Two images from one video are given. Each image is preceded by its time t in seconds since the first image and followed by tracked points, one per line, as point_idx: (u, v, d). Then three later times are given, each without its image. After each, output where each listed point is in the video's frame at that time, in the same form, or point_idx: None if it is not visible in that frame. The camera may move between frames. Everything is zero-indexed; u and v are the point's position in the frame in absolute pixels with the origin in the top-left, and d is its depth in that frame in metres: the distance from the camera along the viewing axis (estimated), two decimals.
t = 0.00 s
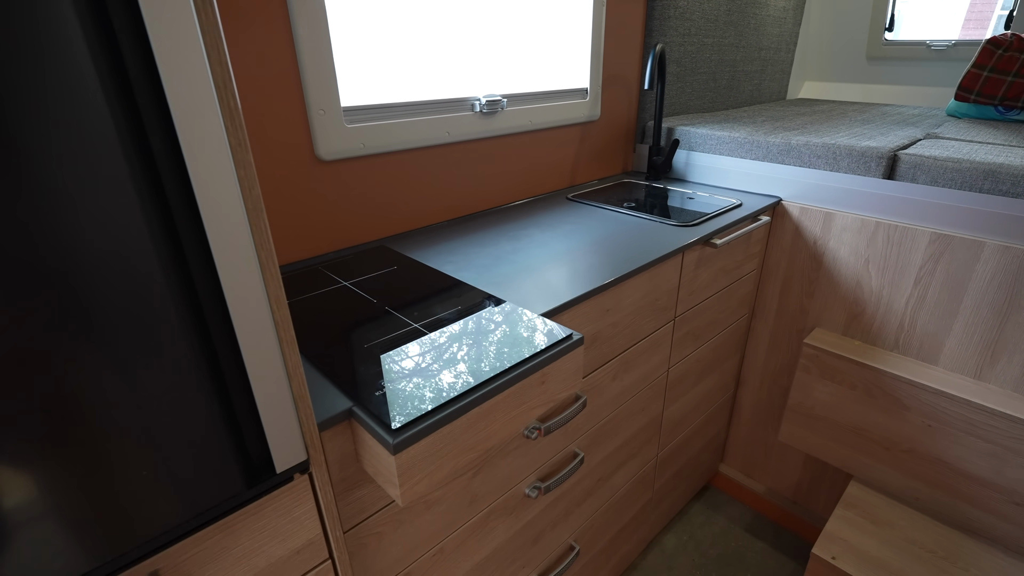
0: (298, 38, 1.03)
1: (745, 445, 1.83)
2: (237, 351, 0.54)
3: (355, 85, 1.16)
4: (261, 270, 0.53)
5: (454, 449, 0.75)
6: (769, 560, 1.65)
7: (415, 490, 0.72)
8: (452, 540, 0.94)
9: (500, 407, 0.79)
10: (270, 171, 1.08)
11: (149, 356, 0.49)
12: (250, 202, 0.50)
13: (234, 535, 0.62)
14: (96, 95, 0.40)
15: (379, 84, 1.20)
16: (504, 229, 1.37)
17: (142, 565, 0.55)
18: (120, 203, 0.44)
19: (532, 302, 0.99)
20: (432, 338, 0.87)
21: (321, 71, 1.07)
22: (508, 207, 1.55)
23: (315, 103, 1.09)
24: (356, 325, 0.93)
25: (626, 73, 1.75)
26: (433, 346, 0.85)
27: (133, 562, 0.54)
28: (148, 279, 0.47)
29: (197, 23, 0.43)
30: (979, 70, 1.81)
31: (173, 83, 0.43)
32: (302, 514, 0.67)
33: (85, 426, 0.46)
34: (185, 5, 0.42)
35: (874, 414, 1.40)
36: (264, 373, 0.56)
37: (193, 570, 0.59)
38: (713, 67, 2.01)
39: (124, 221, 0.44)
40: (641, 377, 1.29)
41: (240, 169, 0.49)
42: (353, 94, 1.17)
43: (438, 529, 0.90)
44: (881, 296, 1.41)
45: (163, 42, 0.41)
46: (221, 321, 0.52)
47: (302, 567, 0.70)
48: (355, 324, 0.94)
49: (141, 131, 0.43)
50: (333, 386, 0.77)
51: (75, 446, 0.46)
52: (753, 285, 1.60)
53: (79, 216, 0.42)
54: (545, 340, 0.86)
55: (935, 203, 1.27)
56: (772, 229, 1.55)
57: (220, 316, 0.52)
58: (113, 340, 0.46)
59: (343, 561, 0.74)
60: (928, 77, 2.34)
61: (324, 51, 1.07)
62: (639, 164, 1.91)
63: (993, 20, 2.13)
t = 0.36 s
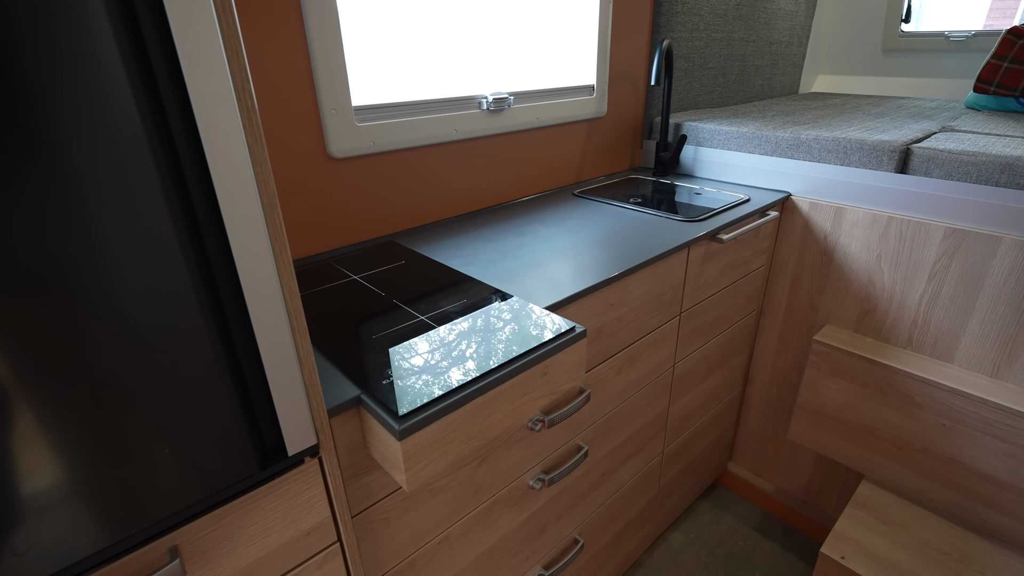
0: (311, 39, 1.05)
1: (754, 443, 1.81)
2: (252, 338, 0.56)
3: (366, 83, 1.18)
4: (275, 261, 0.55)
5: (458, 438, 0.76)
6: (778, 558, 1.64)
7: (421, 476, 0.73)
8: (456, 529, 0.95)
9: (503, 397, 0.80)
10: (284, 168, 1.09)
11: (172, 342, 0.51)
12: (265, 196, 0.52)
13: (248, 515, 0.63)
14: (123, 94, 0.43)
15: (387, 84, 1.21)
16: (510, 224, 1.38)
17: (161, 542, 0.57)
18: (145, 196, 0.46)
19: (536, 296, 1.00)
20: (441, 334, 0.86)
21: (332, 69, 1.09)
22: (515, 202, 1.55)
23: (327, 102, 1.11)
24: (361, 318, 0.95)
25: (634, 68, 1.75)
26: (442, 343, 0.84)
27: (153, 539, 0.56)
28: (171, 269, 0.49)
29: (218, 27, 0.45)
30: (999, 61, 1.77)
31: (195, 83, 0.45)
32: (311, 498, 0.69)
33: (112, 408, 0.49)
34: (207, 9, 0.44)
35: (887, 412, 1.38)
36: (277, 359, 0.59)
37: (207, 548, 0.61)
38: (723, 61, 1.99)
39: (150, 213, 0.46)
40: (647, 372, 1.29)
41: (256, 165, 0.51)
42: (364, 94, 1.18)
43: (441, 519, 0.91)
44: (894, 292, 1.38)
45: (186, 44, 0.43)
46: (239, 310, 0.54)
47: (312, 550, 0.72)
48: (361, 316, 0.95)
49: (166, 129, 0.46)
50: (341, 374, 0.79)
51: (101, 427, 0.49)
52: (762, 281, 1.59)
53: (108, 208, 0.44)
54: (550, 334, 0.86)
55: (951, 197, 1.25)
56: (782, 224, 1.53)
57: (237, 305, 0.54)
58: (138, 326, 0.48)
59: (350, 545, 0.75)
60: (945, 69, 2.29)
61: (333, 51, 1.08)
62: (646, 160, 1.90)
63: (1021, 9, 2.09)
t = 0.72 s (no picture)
0: (319, 37, 1.06)
1: (759, 440, 1.81)
2: (263, 329, 0.58)
3: (374, 81, 1.19)
4: (285, 254, 0.56)
5: (463, 429, 0.77)
6: (782, 555, 1.65)
7: (427, 467, 0.74)
8: (462, 521, 0.96)
9: (508, 390, 0.81)
10: (294, 164, 1.11)
11: (186, 331, 0.52)
12: (276, 190, 0.54)
13: (260, 502, 0.65)
14: (142, 92, 0.44)
15: (395, 81, 1.23)
16: (516, 221, 1.39)
17: (174, 527, 0.58)
18: (160, 190, 0.47)
19: (541, 291, 1.01)
20: (448, 333, 0.87)
21: (341, 67, 1.11)
22: (522, 199, 1.57)
23: (336, 99, 1.12)
24: (370, 312, 0.96)
25: (640, 65, 1.75)
26: (450, 342, 0.85)
27: (168, 522, 0.58)
28: (185, 261, 0.50)
29: (231, 25, 0.47)
30: (1007, 57, 1.76)
31: (208, 79, 0.46)
32: (320, 487, 0.70)
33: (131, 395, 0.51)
34: (220, 8, 0.45)
35: (892, 408, 1.38)
36: (287, 350, 0.60)
37: (219, 534, 0.63)
38: (729, 59, 1.99)
39: (167, 207, 0.48)
40: (652, 368, 1.30)
41: (267, 160, 0.52)
42: (372, 92, 1.20)
43: (448, 510, 0.93)
44: (900, 288, 1.38)
45: (200, 43, 0.45)
46: (249, 302, 0.56)
47: (321, 538, 0.73)
48: (370, 311, 0.97)
49: (181, 125, 0.47)
50: (350, 367, 0.81)
51: (120, 413, 0.51)
52: (767, 278, 1.59)
53: (128, 201, 0.46)
54: (554, 329, 0.87)
55: (956, 194, 1.25)
56: (787, 221, 1.54)
57: (248, 296, 0.56)
58: (153, 316, 0.50)
59: (358, 533, 0.77)
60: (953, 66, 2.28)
61: (342, 50, 1.10)
62: (652, 157, 1.90)
63: None
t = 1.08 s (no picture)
0: (325, 32, 1.07)
1: (760, 435, 1.82)
2: (269, 322, 0.59)
3: (379, 76, 1.19)
4: (291, 249, 0.57)
5: (466, 422, 0.78)
6: (781, 549, 1.66)
7: (430, 459, 0.75)
8: (465, 512, 0.97)
9: (510, 384, 0.82)
10: (299, 159, 1.12)
11: (193, 324, 0.53)
12: (283, 186, 0.54)
13: (266, 492, 0.66)
14: (150, 89, 0.45)
15: (400, 76, 1.23)
16: (519, 216, 1.39)
17: (181, 516, 0.59)
18: (169, 185, 0.48)
19: (544, 286, 1.02)
20: (451, 326, 0.88)
21: (346, 63, 1.11)
22: (525, 194, 1.57)
23: (340, 94, 1.13)
24: (375, 306, 0.97)
25: (644, 61, 1.75)
26: (453, 336, 0.86)
27: (174, 512, 0.59)
28: (192, 256, 0.51)
29: (239, 24, 0.47)
30: (1012, 54, 1.75)
31: (216, 77, 0.47)
32: (325, 478, 0.71)
33: (137, 386, 0.52)
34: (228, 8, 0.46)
35: (892, 404, 1.39)
36: (292, 343, 0.61)
37: (226, 524, 0.64)
38: (733, 54, 1.98)
39: (174, 202, 0.49)
40: (653, 363, 1.31)
41: (274, 156, 0.53)
42: (377, 87, 1.20)
43: (451, 502, 0.94)
44: (901, 285, 1.38)
45: (209, 42, 0.46)
46: (256, 296, 0.57)
47: (326, 528, 0.74)
48: (375, 305, 0.98)
49: (189, 122, 0.48)
50: (354, 360, 0.82)
51: (127, 404, 0.52)
52: (769, 273, 1.59)
53: (135, 196, 0.47)
54: (556, 323, 0.88)
55: (958, 191, 1.25)
56: (790, 218, 1.54)
57: (255, 290, 0.57)
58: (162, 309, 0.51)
59: (361, 524, 0.78)
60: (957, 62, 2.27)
61: (347, 45, 1.10)
62: (655, 153, 1.91)
63: None
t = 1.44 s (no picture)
0: (326, 27, 1.07)
1: (757, 429, 1.84)
2: (272, 313, 0.60)
3: (380, 71, 1.20)
4: (294, 242, 0.58)
5: (466, 414, 0.79)
6: (779, 542, 1.67)
7: (430, 449, 0.76)
8: (464, 503, 0.98)
9: (509, 376, 0.83)
10: (301, 154, 1.13)
11: (199, 315, 0.54)
12: (286, 179, 0.55)
13: (268, 481, 0.67)
14: (156, 83, 0.46)
15: (401, 72, 1.24)
16: (519, 211, 1.40)
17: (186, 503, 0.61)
18: (174, 178, 0.49)
19: (544, 280, 1.03)
20: (451, 323, 0.89)
21: (347, 58, 1.12)
22: (525, 189, 1.58)
23: (342, 89, 1.13)
24: (375, 300, 0.98)
25: (644, 57, 1.76)
26: (453, 332, 0.86)
27: (179, 500, 0.60)
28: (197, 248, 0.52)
29: (243, 20, 0.48)
30: (1010, 51, 1.76)
31: (221, 72, 0.48)
32: (326, 468, 0.72)
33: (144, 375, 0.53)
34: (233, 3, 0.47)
35: (889, 399, 1.40)
36: (295, 335, 0.62)
37: (229, 512, 0.65)
38: (733, 51, 1.99)
39: (179, 194, 0.50)
40: (652, 357, 1.32)
41: (277, 150, 0.54)
42: (379, 82, 1.21)
43: (450, 493, 0.95)
44: (898, 281, 1.39)
45: (214, 37, 0.47)
46: (260, 288, 0.58)
47: (327, 517, 0.75)
48: (375, 298, 0.99)
49: (194, 116, 0.49)
50: (355, 352, 0.83)
51: (134, 393, 0.53)
52: (768, 269, 1.60)
53: (141, 188, 0.48)
54: (555, 318, 0.89)
55: (956, 187, 1.26)
56: (788, 214, 1.55)
57: (258, 282, 0.58)
58: (167, 300, 0.52)
59: (362, 513, 0.79)
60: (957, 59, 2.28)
61: (348, 40, 1.10)
62: (655, 149, 1.91)
63: None
